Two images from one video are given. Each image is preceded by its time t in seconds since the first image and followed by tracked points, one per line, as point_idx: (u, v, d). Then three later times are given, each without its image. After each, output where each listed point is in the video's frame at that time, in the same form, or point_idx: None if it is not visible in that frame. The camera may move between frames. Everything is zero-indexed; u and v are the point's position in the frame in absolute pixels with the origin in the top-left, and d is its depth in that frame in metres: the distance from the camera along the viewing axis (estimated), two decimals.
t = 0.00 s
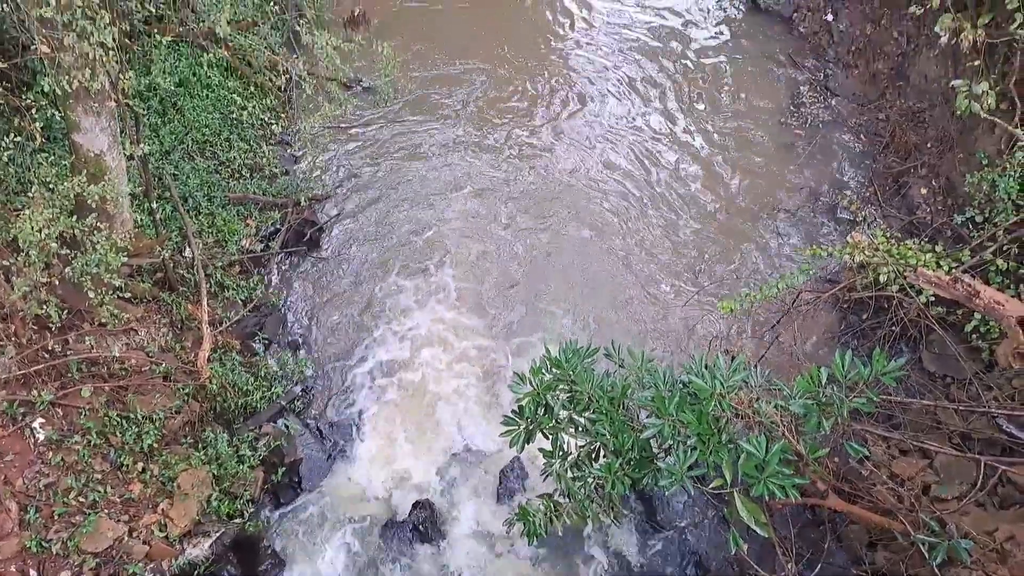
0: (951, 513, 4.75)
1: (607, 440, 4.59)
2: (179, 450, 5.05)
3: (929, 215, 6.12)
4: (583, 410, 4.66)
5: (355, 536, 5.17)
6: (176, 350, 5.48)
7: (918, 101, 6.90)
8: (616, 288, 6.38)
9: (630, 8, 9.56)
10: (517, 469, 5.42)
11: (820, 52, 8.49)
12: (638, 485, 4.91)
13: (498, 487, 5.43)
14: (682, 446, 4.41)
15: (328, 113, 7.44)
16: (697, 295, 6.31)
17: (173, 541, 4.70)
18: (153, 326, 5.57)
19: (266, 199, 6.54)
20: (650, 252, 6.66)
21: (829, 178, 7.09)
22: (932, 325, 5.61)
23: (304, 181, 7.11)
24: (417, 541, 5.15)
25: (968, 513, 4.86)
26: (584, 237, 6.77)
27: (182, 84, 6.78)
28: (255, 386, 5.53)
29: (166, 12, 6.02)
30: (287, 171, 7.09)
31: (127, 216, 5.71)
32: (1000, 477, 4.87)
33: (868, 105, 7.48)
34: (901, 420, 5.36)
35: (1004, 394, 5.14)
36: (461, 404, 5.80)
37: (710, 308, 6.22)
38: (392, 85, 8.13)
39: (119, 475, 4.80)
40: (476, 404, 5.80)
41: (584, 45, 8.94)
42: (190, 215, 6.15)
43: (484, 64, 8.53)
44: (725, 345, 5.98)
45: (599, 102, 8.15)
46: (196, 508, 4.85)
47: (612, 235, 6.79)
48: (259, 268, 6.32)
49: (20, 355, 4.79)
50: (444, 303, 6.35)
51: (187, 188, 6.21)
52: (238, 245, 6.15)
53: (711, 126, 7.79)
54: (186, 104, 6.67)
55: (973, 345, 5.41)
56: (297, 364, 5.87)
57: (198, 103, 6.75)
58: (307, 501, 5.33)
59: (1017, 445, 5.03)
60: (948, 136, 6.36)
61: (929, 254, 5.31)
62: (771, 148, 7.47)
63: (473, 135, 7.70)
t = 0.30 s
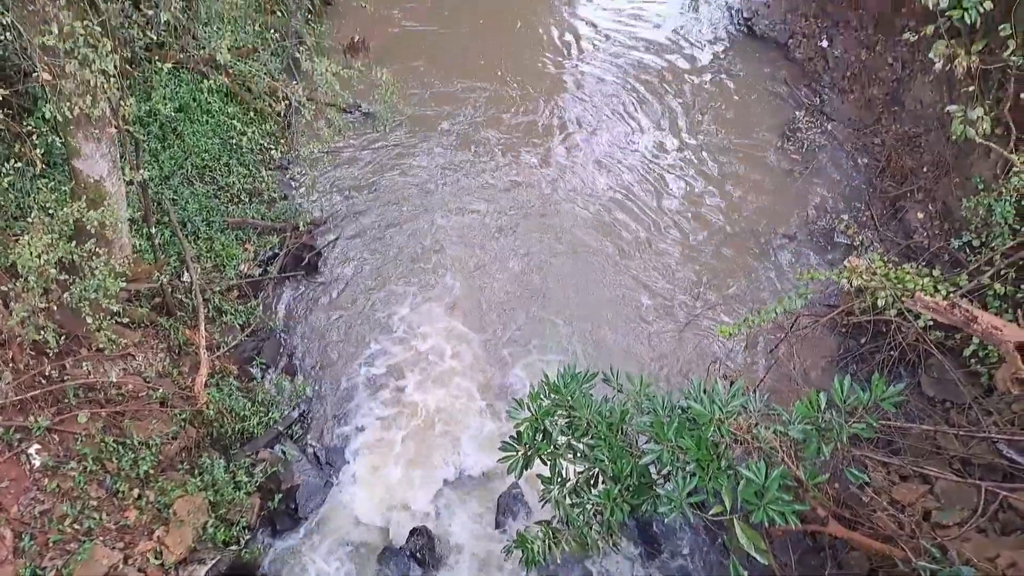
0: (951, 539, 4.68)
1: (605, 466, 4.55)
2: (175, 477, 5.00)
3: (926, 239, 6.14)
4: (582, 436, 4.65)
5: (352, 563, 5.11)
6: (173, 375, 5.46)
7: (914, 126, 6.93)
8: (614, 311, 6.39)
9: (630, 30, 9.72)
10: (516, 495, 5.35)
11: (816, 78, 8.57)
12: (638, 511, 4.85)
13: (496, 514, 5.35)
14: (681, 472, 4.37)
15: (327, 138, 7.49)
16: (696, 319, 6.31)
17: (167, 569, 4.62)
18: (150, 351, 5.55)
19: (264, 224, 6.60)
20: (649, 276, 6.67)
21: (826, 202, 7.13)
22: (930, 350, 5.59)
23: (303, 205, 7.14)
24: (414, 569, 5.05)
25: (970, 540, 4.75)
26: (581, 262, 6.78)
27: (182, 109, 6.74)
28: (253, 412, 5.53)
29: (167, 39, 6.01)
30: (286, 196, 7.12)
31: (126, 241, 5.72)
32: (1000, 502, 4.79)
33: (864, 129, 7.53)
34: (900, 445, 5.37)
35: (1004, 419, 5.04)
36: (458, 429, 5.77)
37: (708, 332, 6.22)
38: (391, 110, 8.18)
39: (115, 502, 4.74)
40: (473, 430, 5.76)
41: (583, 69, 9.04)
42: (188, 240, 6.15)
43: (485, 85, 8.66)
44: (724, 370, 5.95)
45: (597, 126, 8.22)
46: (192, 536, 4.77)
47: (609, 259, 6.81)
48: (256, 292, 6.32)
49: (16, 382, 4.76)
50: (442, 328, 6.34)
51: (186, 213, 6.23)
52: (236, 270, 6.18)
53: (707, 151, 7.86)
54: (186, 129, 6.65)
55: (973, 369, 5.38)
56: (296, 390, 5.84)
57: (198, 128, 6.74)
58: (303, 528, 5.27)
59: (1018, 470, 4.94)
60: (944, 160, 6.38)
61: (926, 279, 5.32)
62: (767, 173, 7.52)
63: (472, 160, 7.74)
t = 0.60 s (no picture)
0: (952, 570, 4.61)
1: (604, 495, 4.49)
2: (169, 507, 4.93)
3: (922, 267, 6.16)
4: (580, 464, 4.62)
5: None
6: (169, 404, 5.44)
7: (908, 154, 6.98)
8: (611, 338, 6.39)
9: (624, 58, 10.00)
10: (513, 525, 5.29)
11: (810, 107, 8.67)
12: (635, 541, 4.79)
13: (494, 544, 5.26)
14: (680, 502, 4.31)
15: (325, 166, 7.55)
16: (694, 346, 6.30)
17: None
18: (146, 380, 5.53)
19: (262, 252, 6.60)
20: (646, 303, 6.67)
21: (821, 231, 7.18)
22: (928, 378, 5.57)
23: (301, 233, 7.16)
24: None
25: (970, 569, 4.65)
26: (578, 290, 6.79)
27: (181, 138, 6.77)
28: (248, 441, 5.49)
29: (167, 69, 6.06)
30: (283, 224, 7.14)
31: (124, 269, 5.73)
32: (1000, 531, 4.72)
33: (859, 158, 7.60)
34: (900, 474, 5.35)
35: (1003, 447, 5.02)
36: (454, 458, 5.73)
37: (706, 360, 6.21)
38: (389, 138, 8.29)
39: (109, 533, 4.65)
40: (469, 459, 5.73)
41: (579, 96, 9.22)
42: (185, 267, 6.14)
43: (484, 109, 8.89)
44: (722, 397, 5.95)
45: (594, 155, 8.32)
46: (187, 566, 4.70)
47: (606, 286, 6.83)
48: (254, 319, 6.31)
49: (12, 411, 4.70)
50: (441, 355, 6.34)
51: (183, 241, 6.22)
52: (233, 298, 6.16)
53: (702, 178, 7.94)
54: (184, 158, 6.68)
55: (971, 398, 5.34)
56: (291, 418, 5.79)
57: (196, 157, 6.78)
58: (300, 558, 5.21)
59: (1018, 499, 4.90)
60: (939, 189, 6.42)
61: (923, 307, 5.32)
62: (762, 201, 7.59)
63: (469, 189, 7.81)
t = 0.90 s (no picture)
0: None
1: (600, 524, 4.44)
2: (162, 537, 4.79)
3: (917, 293, 6.17)
4: (576, 493, 4.61)
5: None
6: (163, 433, 5.40)
7: (901, 181, 7.03)
8: (606, 366, 6.38)
9: (620, 87, 10.21)
10: (510, 549, 5.12)
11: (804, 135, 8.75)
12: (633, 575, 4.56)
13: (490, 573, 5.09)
14: (676, 531, 4.29)
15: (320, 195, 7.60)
16: (688, 374, 6.29)
17: None
18: (140, 409, 5.49)
19: (258, 280, 6.60)
20: (642, 331, 6.66)
21: (816, 257, 7.21)
22: (925, 405, 5.55)
23: (295, 261, 7.16)
24: None
25: None
26: (572, 317, 6.79)
27: (178, 166, 6.80)
28: (242, 470, 5.43)
29: (164, 97, 6.17)
30: (278, 251, 7.15)
31: (118, 297, 5.72)
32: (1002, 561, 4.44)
33: (852, 185, 7.66)
34: (897, 502, 5.08)
35: (1000, 475, 4.95)
36: (450, 486, 5.66)
37: (703, 387, 6.19)
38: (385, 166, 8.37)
39: (100, 564, 4.48)
40: (464, 486, 5.65)
41: (575, 125, 9.40)
42: (180, 295, 6.08)
43: (486, 136, 9.09)
44: (719, 425, 5.93)
45: (588, 183, 8.39)
46: None
47: (600, 314, 6.83)
48: (249, 348, 6.30)
49: (3, 442, 4.63)
50: (438, 382, 6.31)
51: (179, 268, 6.19)
52: (228, 325, 6.14)
53: (696, 205, 7.99)
54: (181, 185, 6.70)
55: (967, 425, 5.32)
56: (285, 448, 5.77)
57: (193, 184, 6.80)
58: None
59: (1016, 529, 4.70)
60: (931, 216, 6.48)
61: (919, 334, 5.33)
62: (756, 228, 7.63)
63: (464, 218, 7.86)
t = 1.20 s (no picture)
0: None
1: (596, 553, 4.31)
2: (155, 567, 4.70)
3: (911, 318, 6.20)
4: (572, 521, 4.49)
5: None
6: (156, 461, 5.37)
7: (894, 206, 7.08)
8: (601, 392, 6.37)
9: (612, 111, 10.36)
10: None
11: (796, 162, 8.83)
12: None
13: None
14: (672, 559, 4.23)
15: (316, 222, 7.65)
16: (684, 399, 6.29)
17: None
18: (133, 437, 5.45)
19: (252, 306, 6.55)
20: (637, 358, 6.65)
21: (810, 282, 7.24)
22: (920, 430, 5.51)
23: (290, 287, 7.16)
24: None
25: None
26: (567, 342, 6.80)
27: (173, 194, 6.89)
28: (235, 499, 5.36)
29: (160, 125, 6.10)
30: (274, 278, 7.14)
31: (112, 325, 5.71)
32: None
33: (845, 211, 7.74)
34: (896, 528, 5.12)
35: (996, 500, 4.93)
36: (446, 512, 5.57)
37: (698, 413, 6.18)
38: (379, 193, 8.47)
39: None
40: (461, 512, 5.57)
41: (569, 150, 9.52)
42: (175, 322, 6.05)
43: (481, 161, 9.22)
44: (713, 451, 5.92)
45: (582, 208, 8.45)
46: None
47: (595, 339, 6.84)
48: (241, 375, 6.25)
49: None
50: (433, 408, 6.29)
51: (173, 295, 6.16)
52: (222, 352, 6.07)
53: (688, 230, 8.04)
54: (176, 213, 6.74)
55: (964, 449, 5.25)
56: (278, 475, 5.68)
57: (188, 212, 6.84)
58: None
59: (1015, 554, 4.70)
60: (924, 241, 6.50)
61: (912, 359, 5.34)
62: (750, 254, 7.68)
63: (458, 243, 7.91)
